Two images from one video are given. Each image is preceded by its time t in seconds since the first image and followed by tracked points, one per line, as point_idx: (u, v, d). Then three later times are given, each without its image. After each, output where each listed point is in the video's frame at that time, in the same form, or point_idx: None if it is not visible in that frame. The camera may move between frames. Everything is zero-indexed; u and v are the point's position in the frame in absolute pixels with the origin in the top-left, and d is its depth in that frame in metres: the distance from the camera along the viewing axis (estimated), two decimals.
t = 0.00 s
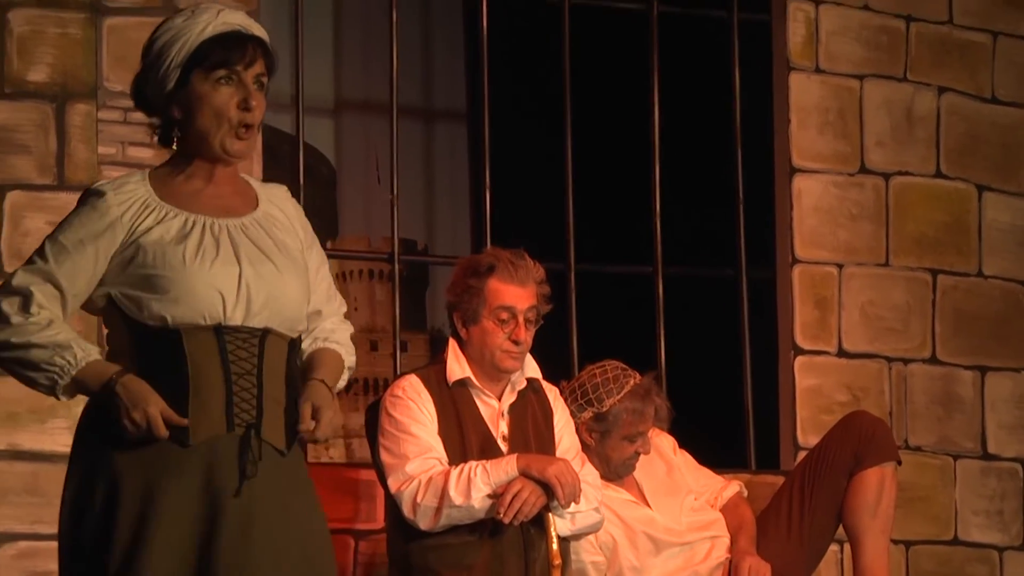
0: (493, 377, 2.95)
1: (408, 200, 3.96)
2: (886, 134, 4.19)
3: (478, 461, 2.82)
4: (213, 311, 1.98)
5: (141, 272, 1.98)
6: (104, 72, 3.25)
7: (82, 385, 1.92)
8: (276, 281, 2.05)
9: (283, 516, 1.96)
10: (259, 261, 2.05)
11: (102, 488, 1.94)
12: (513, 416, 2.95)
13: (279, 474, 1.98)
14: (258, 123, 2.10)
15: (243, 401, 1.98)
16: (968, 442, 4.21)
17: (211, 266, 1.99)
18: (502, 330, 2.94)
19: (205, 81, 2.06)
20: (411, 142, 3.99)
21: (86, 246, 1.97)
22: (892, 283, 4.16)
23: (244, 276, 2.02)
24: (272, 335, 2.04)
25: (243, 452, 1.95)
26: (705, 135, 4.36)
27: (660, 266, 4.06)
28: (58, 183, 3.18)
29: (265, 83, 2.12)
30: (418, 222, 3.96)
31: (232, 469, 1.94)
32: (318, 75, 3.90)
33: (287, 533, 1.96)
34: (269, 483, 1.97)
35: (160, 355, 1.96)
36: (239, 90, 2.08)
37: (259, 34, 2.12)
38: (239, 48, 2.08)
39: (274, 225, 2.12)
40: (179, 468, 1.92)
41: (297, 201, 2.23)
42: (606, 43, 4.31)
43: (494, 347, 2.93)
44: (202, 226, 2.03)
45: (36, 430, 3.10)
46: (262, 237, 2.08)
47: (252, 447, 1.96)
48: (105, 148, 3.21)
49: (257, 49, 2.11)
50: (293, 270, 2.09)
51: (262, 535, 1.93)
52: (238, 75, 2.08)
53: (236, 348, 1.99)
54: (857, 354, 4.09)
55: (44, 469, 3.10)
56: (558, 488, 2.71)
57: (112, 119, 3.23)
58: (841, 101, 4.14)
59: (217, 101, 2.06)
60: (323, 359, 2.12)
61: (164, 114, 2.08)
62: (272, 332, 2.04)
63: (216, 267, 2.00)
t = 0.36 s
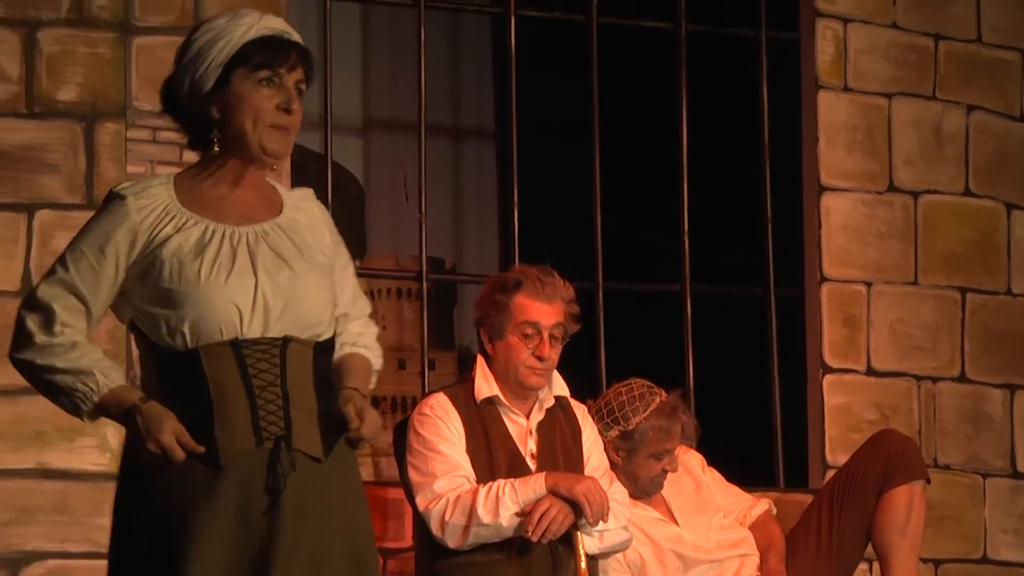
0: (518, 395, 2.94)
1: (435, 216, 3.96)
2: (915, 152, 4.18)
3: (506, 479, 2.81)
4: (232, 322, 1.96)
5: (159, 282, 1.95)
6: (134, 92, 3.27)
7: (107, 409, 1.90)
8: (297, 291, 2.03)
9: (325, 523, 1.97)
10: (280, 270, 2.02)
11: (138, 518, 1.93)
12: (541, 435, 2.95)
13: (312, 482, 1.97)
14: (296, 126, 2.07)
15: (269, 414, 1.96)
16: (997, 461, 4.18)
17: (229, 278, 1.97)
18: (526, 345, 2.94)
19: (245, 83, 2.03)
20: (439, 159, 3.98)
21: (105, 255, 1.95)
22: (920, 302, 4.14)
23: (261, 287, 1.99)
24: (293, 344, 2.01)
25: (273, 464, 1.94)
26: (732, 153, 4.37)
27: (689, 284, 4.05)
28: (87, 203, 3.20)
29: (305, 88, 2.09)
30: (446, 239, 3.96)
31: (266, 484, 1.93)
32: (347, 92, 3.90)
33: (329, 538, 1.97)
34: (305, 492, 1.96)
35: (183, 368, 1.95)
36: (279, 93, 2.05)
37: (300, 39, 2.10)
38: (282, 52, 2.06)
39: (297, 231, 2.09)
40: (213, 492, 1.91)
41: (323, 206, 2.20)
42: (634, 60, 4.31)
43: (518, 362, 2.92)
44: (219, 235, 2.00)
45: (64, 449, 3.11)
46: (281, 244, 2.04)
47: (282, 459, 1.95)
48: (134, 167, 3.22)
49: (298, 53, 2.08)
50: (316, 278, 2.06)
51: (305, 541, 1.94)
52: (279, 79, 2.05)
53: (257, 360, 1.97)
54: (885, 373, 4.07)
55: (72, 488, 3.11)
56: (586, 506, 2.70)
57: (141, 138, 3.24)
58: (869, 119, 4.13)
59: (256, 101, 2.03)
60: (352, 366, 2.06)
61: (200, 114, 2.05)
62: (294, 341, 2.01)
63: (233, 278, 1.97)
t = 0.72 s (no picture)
0: (527, 397, 2.95)
1: (450, 223, 3.97)
2: (930, 161, 4.17)
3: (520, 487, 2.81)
4: (305, 328, 1.91)
5: (229, 290, 1.90)
6: (148, 100, 3.29)
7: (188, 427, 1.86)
8: (369, 290, 1.97)
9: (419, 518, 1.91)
10: (351, 271, 1.96)
11: (229, 529, 1.88)
12: (556, 443, 2.94)
13: (405, 476, 1.92)
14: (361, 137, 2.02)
15: (353, 413, 1.91)
16: (1012, 469, 4.17)
17: (300, 282, 1.91)
18: (530, 343, 2.95)
19: (309, 93, 1.98)
20: (453, 168, 4.00)
21: (171, 270, 1.90)
22: (935, 310, 4.13)
23: (332, 289, 1.93)
24: (369, 343, 1.96)
25: (365, 462, 1.88)
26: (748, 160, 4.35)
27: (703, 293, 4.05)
28: (102, 212, 3.21)
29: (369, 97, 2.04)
30: (461, 246, 3.96)
31: (358, 482, 1.88)
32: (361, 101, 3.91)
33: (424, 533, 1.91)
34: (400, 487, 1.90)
35: (259, 378, 1.90)
36: (343, 103, 2.00)
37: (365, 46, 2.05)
38: (347, 61, 2.00)
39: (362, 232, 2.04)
40: (305, 496, 1.86)
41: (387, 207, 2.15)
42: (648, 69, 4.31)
43: (522, 361, 2.93)
44: (286, 241, 1.95)
45: (78, 457, 3.12)
46: (348, 245, 1.99)
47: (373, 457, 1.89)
48: (148, 177, 3.24)
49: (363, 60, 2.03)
50: (388, 276, 2.00)
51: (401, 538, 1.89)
52: (343, 88, 2.00)
53: (332, 362, 1.92)
54: (900, 381, 4.06)
55: (87, 496, 3.12)
56: (601, 515, 2.69)
57: (155, 147, 3.26)
58: (885, 127, 4.13)
59: (319, 113, 1.98)
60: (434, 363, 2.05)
61: (263, 123, 2.00)
62: (370, 340, 1.96)
63: (303, 282, 1.91)
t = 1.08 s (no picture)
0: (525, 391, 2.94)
1: (449, 223, 3.98)
2: (929, 160, 4.17)
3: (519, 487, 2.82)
4: (371, 334, 1.92)
5: (297, 290, 1.92)
6: (147, 99, 3.27)
7: (248, 430, 1.88)
8: (431, 300, 1.99)
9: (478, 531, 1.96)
10: (415, 280, 1.99)
11: (295, 538, 1.89)
12: (555, 443, 2.94)
13: (464, 484, 1.95)
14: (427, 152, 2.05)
15: (417, 422, 1.93)
16: (1011, 469, 4.17)
17: (368, 288, 1.93)
18: (527, 335, 2.95)
19: (378, 104, 2.02)
20: (452, 167, 3.99)
21: (239, 264, 1.92)
22: (934, 310, 4.13)
23: (398, 296, 1.95)
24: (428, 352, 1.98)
25: (429, 471, 1.91)
26: (746, 160, 4.36)
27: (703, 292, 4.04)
28: (101, 211, 3.20)
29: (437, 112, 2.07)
30: (460, 246, 3.98)
31: (424, 491, 1.90)
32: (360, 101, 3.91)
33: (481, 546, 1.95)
34: (458, 495, 1.94)
35: (320, 385, 1.92)
36: (411, 116, 2.03)
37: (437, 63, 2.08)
38: (417, 75, 2.04)
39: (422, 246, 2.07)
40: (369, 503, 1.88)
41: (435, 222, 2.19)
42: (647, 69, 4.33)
43: (520, 354, 2.93)
44: (352, 245, 1.97)
45: (77, 456, 3.12)
46: (410, 254, 2.02)
47: (437, 468, 1.92)
48: (146, 176, 3.24)
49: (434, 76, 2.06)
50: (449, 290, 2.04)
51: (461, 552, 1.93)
52: (412, 102, 2.03)
53: (398, 370, 1.94)
54: (899, 381, 4.06)
55: (85, 495, 3.12)
56: (599, 514, 2.69)
57: (154, 146, 3.25)
58: (884, 127, 4.12)
59: (389, 124, 2.02)
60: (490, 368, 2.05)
61: (331, 130, 2.04)
62: (430, 350, 1.99)
63: (372, 287, 1.94)
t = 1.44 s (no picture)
0: (524, 392, 2.94)
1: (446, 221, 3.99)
2: (927, 161, 4.17)
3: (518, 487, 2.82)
4: (401, 321, 2.05)
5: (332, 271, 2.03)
6: (145, 100, 3.27)
7: (251, 353, 1.97)
8: (456, 296, 2.13)
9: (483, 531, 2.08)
10: (442, 275, 2.12)
11: (303, 516, 2.00)
12: (555, 443, 2.94)
13: (473, 483, 2.09)
14: (453, 139, 2.19)
15: (437, 418, 2.06)
16: (1008, 469, 4.17)
17: (401, 279, 2.06)
18: (528, 335, 2.95)
19: (407, 95, 2.15)
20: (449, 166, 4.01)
21: (276, 232, 2.03)
22: (931, 311, 4.13)
23: (429, 290, 2.08)
24: (450, 348, 2.11)
25: (444, 467, 2.05)
26: (744, 161, 4.36)
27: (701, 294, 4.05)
28: (98, 211, 3.20)
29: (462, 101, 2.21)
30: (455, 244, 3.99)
31: (438, 487, 2.03)
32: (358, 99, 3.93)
33: (483, 543, 2.07)
34: (466, 492, 2.07)
35: (349, 373, 2.03)
36: (437, 107, 2.17)
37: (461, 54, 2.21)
38: (443, 66, 2.17)
39: (446, 244, 2.21)
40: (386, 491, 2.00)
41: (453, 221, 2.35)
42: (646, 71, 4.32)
43: (520, 354, 2.93)
44: (386, 235, 2.10)
45: (74, 456, 3.12)
46: (437, 251, 2.16)
47: (451, 465, 2.06)
48: (144, 176, 3.24)
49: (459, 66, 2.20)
50: (470, 288, 2.17)
51: (469, 552, 2.04)
52: (438, 92, 2.17)
53: (423, 364, 2.06)
54: (896, 382, 4.06)
55: (82, 496, 3.12)
56: (598, 515, 2.69)
57: (151, 147, 3.25)
58: (881, 128, 4.13)
59: (416, 115, 2.15)
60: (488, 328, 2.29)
61: (360, 121, 2.18)
62: (453, 346, 2.12)
63: (405, 279, 2.06)
